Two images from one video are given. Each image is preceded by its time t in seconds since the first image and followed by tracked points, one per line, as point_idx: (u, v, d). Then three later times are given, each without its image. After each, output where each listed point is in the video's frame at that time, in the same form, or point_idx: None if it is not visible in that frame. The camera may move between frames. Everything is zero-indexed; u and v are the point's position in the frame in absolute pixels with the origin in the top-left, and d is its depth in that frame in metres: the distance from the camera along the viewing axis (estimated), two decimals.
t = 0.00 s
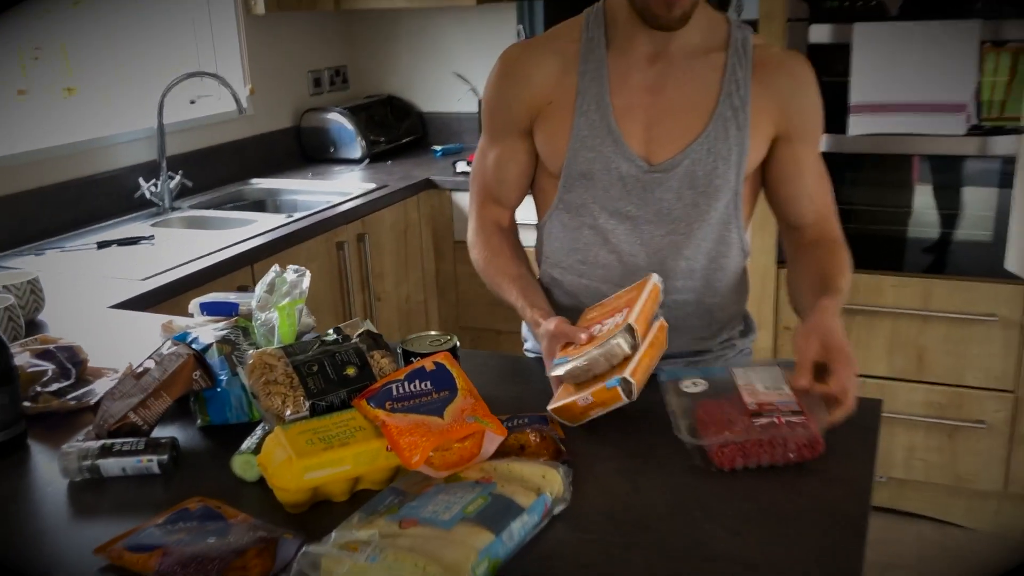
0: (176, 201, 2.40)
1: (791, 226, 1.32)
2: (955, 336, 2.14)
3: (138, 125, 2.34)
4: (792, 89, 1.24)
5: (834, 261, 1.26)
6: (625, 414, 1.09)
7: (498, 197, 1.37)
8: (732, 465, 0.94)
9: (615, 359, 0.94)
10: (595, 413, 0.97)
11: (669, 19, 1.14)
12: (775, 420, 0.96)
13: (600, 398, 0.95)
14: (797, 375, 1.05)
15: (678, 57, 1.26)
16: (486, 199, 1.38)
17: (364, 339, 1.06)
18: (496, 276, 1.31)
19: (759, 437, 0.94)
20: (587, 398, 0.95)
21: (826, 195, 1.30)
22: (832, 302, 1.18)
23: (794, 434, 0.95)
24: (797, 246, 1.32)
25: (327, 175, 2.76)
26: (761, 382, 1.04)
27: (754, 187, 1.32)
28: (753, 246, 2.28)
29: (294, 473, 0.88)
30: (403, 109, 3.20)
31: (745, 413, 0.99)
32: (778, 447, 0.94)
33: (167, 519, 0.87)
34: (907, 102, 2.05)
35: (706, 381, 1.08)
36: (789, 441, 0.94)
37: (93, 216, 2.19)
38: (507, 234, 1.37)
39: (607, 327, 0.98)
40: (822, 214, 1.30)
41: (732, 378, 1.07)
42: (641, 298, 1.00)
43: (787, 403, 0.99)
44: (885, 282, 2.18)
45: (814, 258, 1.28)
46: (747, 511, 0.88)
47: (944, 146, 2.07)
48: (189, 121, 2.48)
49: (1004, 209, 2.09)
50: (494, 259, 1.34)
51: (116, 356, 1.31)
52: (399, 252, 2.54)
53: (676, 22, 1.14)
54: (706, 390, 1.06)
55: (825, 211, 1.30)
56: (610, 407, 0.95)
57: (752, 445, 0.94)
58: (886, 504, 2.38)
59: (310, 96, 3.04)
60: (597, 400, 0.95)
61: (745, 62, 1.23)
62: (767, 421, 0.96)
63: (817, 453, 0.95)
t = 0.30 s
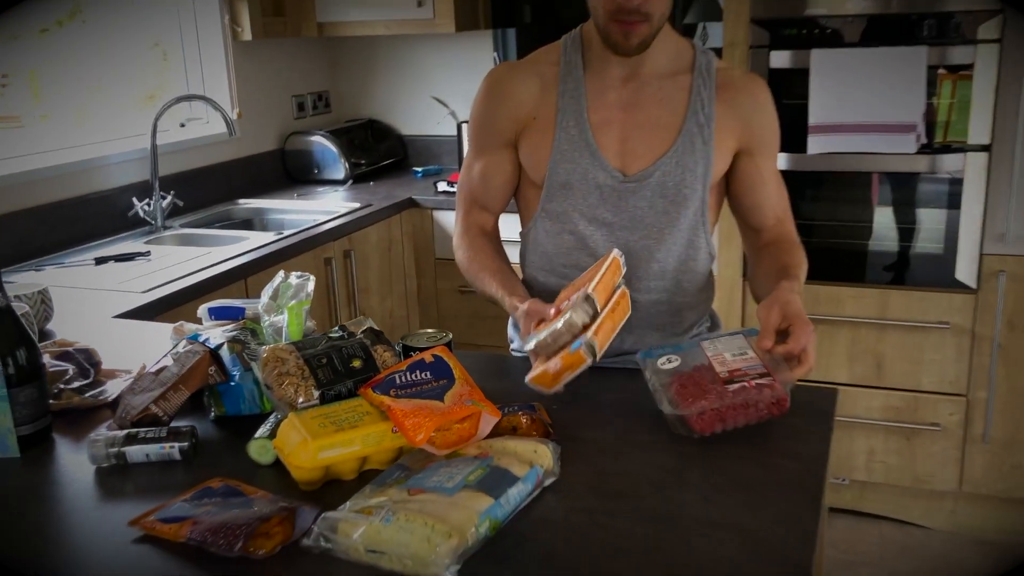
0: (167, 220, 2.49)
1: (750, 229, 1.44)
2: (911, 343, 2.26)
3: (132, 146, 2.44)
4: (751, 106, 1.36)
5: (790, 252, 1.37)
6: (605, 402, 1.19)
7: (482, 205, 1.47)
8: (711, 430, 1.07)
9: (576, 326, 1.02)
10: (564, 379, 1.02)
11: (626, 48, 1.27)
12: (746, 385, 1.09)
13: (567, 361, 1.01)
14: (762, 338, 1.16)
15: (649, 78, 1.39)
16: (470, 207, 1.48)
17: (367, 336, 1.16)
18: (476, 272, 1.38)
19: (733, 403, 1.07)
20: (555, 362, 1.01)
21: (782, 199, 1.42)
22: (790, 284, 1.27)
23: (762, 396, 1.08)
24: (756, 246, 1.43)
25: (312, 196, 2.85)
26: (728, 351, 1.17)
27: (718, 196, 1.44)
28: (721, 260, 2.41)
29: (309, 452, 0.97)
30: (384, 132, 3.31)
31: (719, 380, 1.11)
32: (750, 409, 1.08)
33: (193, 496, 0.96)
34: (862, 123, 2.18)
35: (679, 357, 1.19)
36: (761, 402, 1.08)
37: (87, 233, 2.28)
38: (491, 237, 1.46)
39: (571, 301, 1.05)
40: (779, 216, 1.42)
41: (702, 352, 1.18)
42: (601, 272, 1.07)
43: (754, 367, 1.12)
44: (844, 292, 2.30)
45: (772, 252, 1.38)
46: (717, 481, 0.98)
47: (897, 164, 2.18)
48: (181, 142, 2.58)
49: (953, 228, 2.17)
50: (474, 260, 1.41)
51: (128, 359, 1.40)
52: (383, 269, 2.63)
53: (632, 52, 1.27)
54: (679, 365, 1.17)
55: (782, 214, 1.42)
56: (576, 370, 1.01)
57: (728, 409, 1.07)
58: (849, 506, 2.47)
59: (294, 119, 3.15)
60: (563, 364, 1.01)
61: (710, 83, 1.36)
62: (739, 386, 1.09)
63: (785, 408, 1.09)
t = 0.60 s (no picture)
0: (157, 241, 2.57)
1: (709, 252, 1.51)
2: (874, 361, 2.35)
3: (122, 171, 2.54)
4: (709, 135, 1.46)
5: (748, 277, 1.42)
6: (579, 408, 1.27)
7: (478, 226, 1.45)
8: (650, 451, 1.11)
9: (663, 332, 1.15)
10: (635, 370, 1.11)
11: (579, 87, 1.35)
12: (689, 414, 1.11)
13: (652, 358, 1.12)
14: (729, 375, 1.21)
15: (619, 107, 1.49)
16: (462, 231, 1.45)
17: (356, 345, 1.24)
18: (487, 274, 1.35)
19: (674, 429, 1.10)
20: (642, 351, 1.12)
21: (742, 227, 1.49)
22: (750, 315, 1.31)
23: (704, 428, 1.10)
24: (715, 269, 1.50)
25: (297, 218, 2.93)
26: (684, 386, 1.16)
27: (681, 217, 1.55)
28: (693, 281, 2.51)
29: (304, 452, 1.04)
30: (367, 157, 3.40)
31: (666, 408, 1.12)
32: (689, 436, 1.10)
33: (195, 491, 1.04)
34: (825, 150, 2.29)
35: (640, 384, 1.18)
36: (701, 434, 1.10)
37: (79, 253, 2.36)
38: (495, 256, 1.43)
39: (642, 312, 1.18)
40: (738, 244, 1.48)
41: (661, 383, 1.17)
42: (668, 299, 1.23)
43: (702, 402, 1.13)
44: (810, 311, 2.40)
45: (732, 280, 1.43)
46: (681, 477, 1.06)
47: (859, 190, 2.29)
48: (171, 168, 2.68)
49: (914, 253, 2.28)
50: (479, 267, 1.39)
51: (126, 370, 1.47)
52: (366, 290, 2.71)
53: (585, 91, 1.35)
54: (637, 392, 1.17)
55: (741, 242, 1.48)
56: (655, 370, 1.12)
57: (668, 435, 1.10)
58: (817, 519, 2.55)
59: (280, 145, 3.24)
60: (651, 357, 1.12)
61: (672, 112, 1.47)
62: (683, 415, 1.11)
63: (724, 443, 1.11)
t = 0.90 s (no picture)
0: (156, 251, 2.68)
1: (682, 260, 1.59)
2: (851, 374, 2.43)
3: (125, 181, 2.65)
4: (687, 150, 1.55)
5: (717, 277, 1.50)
6: (558, 408, 1.34)
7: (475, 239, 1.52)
8: (620, 446, 1.19)
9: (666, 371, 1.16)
10: (636, 406, 1.14)
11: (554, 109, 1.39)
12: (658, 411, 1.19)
13: (654, 395, 1.14)
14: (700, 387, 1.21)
15: (600, 126, 1.56)
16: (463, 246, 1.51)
17: (347, 346, 1.32)
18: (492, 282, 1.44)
19: (643, 426, 1.18)
20: (645, 388, 1.14)
21: (712, 237, 1.57)
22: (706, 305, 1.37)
23: (671, 425, 1.19)
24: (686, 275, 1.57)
25: (293, 231, 3.01)
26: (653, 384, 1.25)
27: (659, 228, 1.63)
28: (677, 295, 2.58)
29: (297, 443, 1.11)
30: (362, 172, 3.48)
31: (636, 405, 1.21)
32: (657, 432, 1.18)
33: (193, 479, 1.11)
34: (805, 171, 2.35)
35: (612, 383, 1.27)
36: (668, 430, 1.18)
37: (83, 261, 2.47)
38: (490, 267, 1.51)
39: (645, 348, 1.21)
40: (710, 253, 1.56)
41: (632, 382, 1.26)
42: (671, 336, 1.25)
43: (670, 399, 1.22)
44: (789, 326, 2.47)
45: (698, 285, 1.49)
46: (650, 472, 1.13)
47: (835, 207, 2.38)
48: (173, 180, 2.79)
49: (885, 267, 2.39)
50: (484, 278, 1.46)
51: (128, 370, 1.54)
52: (360, 300, 2.78)
53: (560, 112, 1.39)
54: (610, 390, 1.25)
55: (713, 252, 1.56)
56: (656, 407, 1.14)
57: (637, 431, 1.18)
58: (796, 529, 2.61)
59: (277, 159, 3.32)
60: (653, 394, 1.14)
61: (652, 130, 1.54)
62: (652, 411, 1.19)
63: (689, 440, 1.20)
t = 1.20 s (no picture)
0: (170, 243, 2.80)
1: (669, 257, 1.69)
2: (839, 371, 2.51)
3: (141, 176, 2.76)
4: (674, 154, 1.62)
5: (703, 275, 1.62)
6: (547, 387, 1.42)
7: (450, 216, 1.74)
8: (603, 421, 1.26)
9: (643, 363, 1.27)
10: (617, 397, 1.24)
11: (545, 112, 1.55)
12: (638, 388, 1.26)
13: (632, 386, 1.24)
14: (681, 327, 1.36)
15: (591, 126, 1.64)
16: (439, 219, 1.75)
17: (350, 325, 1.40)
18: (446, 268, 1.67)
19: (624, 402, 1.25)
20: (623, 381, 1.24)
21: (700, 235, 1.67)
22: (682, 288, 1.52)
23: (650, 403, 1.25)
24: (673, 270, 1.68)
25: (301, 227, 3.11)
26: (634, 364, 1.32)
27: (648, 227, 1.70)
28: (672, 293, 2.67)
29: (301, 410, 1.19)
30: (369, 172, 3.58)
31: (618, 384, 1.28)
32: (637, 409, 1.25)
33: (205, 442, 1.19)
34: (793, 173, 2.45)
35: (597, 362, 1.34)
36: (647, 407, 1.25)
37: (99, 251, 2.59)
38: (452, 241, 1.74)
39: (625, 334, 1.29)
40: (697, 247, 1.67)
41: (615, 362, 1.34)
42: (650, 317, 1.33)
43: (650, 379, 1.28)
44: (779, 325, 2.54)
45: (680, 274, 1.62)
46: (630, 443, 1.21)
47: (824, 210, 2.46)
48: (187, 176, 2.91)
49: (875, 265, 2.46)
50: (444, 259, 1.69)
51: (143, 348, 1.63)
52: (365, 294, 2.87)
53: (551, 115, 1.55)
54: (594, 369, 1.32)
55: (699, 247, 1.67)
56: (634, 397, 1.24)
57: (619, 407, 1.25)
58: (785, 522, 2.70)
59: (287, 158, 3.43)
60: (632, 387, 1.24)
61: (642, 134, 1.61)
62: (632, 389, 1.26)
63: (668, 417, 1.26)
